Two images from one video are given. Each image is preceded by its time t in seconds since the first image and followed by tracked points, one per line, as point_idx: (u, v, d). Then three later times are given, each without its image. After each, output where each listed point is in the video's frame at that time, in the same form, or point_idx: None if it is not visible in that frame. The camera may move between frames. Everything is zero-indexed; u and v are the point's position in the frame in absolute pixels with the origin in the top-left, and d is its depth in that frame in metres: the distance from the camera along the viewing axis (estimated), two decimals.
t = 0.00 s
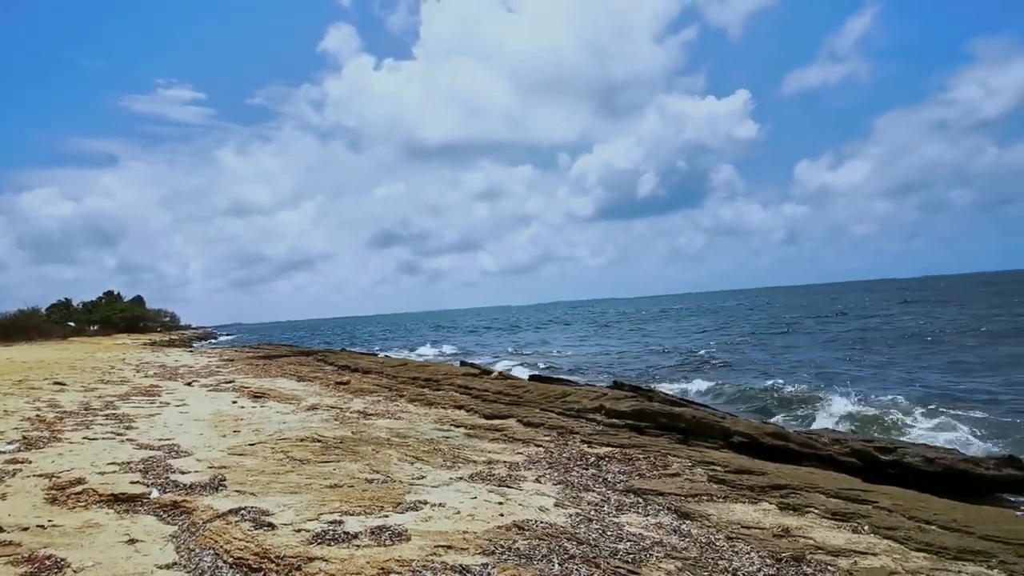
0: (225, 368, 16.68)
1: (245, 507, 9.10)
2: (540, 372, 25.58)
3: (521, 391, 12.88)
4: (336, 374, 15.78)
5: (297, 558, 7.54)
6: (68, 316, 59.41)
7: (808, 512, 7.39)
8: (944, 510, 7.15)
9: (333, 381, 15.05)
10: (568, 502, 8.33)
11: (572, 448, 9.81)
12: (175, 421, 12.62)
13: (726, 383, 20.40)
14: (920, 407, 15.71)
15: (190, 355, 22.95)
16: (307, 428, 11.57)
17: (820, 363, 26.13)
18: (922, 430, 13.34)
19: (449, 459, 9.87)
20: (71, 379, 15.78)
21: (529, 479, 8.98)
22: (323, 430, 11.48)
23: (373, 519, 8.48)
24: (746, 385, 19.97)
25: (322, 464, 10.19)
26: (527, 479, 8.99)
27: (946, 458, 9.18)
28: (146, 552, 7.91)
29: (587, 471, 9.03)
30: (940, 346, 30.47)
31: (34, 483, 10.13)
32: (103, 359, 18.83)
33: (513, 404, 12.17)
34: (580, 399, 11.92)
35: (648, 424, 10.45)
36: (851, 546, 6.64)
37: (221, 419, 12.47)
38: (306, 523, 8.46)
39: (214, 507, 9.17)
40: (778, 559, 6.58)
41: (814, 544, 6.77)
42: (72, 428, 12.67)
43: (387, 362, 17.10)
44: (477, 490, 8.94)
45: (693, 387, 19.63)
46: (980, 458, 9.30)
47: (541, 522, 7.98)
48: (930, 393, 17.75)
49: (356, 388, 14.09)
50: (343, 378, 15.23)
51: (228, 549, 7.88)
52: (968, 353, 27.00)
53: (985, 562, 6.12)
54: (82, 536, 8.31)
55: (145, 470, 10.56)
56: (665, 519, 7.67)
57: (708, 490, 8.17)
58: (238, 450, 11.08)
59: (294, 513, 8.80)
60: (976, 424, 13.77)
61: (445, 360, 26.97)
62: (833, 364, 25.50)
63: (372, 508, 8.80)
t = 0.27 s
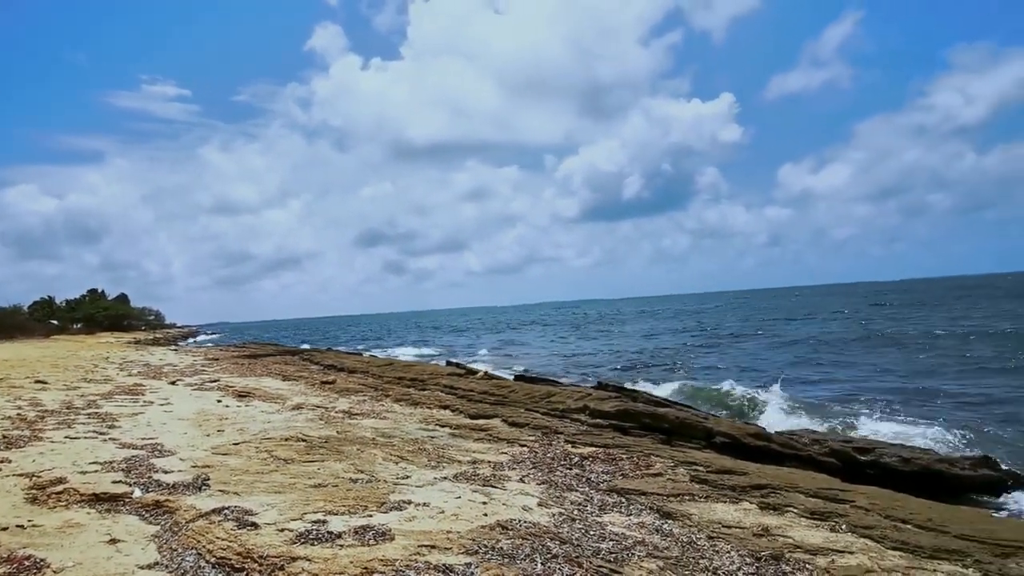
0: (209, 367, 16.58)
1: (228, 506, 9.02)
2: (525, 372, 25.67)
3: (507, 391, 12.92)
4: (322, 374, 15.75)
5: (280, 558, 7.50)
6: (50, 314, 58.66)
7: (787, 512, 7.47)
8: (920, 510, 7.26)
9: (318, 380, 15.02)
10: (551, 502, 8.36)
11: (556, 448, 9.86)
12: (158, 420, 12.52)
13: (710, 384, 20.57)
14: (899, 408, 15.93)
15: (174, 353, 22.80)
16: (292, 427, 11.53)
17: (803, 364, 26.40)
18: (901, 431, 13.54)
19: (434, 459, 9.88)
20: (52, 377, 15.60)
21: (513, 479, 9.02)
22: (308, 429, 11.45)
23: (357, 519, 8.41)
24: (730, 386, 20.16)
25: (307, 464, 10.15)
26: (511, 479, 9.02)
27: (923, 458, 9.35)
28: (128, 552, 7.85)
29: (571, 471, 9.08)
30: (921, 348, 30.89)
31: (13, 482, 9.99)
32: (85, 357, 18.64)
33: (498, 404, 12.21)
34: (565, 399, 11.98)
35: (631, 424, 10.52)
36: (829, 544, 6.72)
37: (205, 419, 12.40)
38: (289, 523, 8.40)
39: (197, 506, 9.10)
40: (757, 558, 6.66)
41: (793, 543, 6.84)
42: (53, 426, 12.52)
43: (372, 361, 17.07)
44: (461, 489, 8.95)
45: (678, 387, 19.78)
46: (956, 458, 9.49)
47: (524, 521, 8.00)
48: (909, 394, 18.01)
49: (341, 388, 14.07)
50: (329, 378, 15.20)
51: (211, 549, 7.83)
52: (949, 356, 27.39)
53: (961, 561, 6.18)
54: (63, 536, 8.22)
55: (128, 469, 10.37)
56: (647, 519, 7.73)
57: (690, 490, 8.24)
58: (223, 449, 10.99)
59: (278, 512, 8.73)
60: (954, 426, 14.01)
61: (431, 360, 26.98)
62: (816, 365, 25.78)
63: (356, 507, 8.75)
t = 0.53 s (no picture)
0: (193, 366, 16.49)
1: (212, 506, 8.96)
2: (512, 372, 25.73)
3: (491, 391, 12.95)
4: (307, 373, 15.72)
5: (264, 558, 7.46)
6: (32, 313, 57.88)
7: (767, 511, 7.56)
8: (896, 509, 7.36)
9: (303, 380, 14.98)
10: (535, 501, 8.39)
11: (540, 448, 9.91)
12: (142, 420, 12.43)
13: (694, 385, 20.74)
14: (881, 410, 16.13)
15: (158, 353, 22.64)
16: (277, 427, 11.50)
17: (787, 365, 26.66)
18: (881, 431, 13.72)
19: (418, 459, 9.88)
20: (34, 377, 15.44)
21: (497, 478, 9.06)
22: (293, 429, 11.43)
23: (341, 518, 8.40)
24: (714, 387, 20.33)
25: (291, 464, 10.11)
26: (495, 479, 9.06)
27: (899, 458, 9.51)
28: (109, 553, 7.78)
29: (554, 471, 9.13)
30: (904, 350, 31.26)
31: None
32: (67, 356, 18.45)
33: (483, 404, 12.24)
34: (549, 399, 12.03)
35: (615, 424, 10.59)
36: (807, 543, 6.81)
37: (190, 418, 12.33)
38: (273, 523, 8.36)
39: (181, 506, 9.03)
40: (737, 557, 6.73)
41: (772, 542, 6.92)
42: (35, 426, 12.38)
43: (358, 361, 17.03)
44: (446, 489, 8.96)
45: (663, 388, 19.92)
46: (931, 458, 9.66)
47: (508, 521, 8.02)
48: (891, 395, 18.24)
49: (326, 387, 14.05)
50: (314, 377, 15.18)
51: (194, 549, 7.79)
52: (931, 358, 27.74)
53: (935, 559, 6.26)
54: (43, 538, 8.14)
55: (111, 469, 10.27)
56: (630, 518, 7.79)
57: (672, 489, 8.31)
58: (206, 449, 10.92)
59: (262, 512, 8.68)
60: (933, 427, 14.22)
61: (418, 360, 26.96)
62: (799, 366, 26.04)
63: (340, 507, 8.73)
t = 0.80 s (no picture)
0: (175, 366, 16.36)
1: (193, 507, 8.89)
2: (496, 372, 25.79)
3: (474, 391, 12.98)
4: (290, 373, 15.67)
5: (245, 559, 7.42)
6: (10, 313, 56.95)
7: (745, 509, 7.65)
8: (871, 506, 7.48)
9: (286, 380, 14.94)
10: (517, 501, 8.44)
11: (522, 447, 9.95)
12: (123, 420, 12.32)
13: (677, 384, 20.92)
14: (860, 410, 16.36)
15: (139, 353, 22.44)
16: (260, 427, 11.45)
17: (769, 365, 26.97)
18: (859, 431, 13.92)
19: (401, 459, 9.89)
20: (12, 377, 15.22)
21: (479, 478, 9.09)
22: (276, 429, 11.39)
23: (323, 519, 8.39)
24: (696, 387, 20.52)
25: (273, 464, 10.07)
26: (478, 479, 9.09)
27: (874, 456, 9.67)
28: (88, 555, 7.70)
29: (536, 470, 9.18)
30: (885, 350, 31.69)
31: None
32: (45, 356, 18.22)
33: (466, 404, 12.27)
34: (531, 398, 12.08)
35: (596, 424, 10.66)
36: (783, 540, 6.90)
37: (171, 419, 12.23)
38: (255, 523, 8.32)
39: (161, 507, 8.95)
40: (715, 554, 6.81)
41: (749, 539, 7.01)
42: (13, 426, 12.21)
43: (341, 361, 16.97)
44: (428, 489, 8.97)
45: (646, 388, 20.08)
46: (905, 456, 9.85)
47: (490, 520, 8.06)
48: (870, 395, 18.49)
49: (309, 387, 14.01)
50: (297, 377, 15.13)
51: (174, 551, 7.73)
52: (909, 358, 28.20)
53: (907, 555, 6.38)
54: (21, 540, 8.02)
55: (90, 470, 10.14)
56: (611, 517, 7.85)
57: (652, 488, 8.38)
58: (188, 449, 10.84)
59: (243, 513, 8.63)
60: (910, 426, 14.46)
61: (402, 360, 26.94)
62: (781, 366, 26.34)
63: (322, 507, 8.71)
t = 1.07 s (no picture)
0: (157, 366, 16.23)
1: (175, 508, 8.81)
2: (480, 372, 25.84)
3: (458, 390, 13.01)
4: (274, 373, 15.60)
5: (227, 560, 7.37)
6: None
7: (724, 506, 7.74)
8: (847, 503, 7.59)
9: (269, 380, 14.88)
10: (500, 500, 8.48)
11: (505, 446, 10.00)
12: (104, 421, 12.20)
13: (660, 384, 21.08)
14: (840, 408, 16.58)
15: (120, 353, 22.23)
16: (242, 428, 11.40)
17: (751, 364, 27.25)
18: (838, 429, 14.12)
19: (385, 458, 9.90)
20: None
21: (463, 477, 9.12)
22: (259, 429, 11.35)
23: (306, 519, 8.37)
24: (679, 386, 20.70)
25: (256, 464, 10.02)
26: (461, 478, 9.12)
27: (849, 453, 9.83)
28: (68, 558, 7.62)
29: (519, 469, 9.23)
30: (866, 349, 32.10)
31: None
32: (24, 357, 18.00)
33: (449, 404, 12.30)
34: (514, 398, 12.13)
35: (579, 423, 10.73)
36: (762, 537, 7.00)
37: (153, 420, 12.14)
38: (237, 524, 8.28)
39: (143, 509, 8.86)
40: (695, 551, 6.89)
41: (729, 536, 7.10)
42: None
43: (325, 361, 16.90)
44: (411, 489, 8.98)
45: (629, 387, 20.23)
46: (879, 453, 10.03)
47: (473, 519, 8.09)
48: (850, 393, 18.75)
49: (292, 387, 13.97)
50: (280, 377, 15.07)
51: (155, 552, 7.68)
52: (888, 356, 28.62)
53: (882, 550, 6.48)
54: None
55: (70, 472, 10.01)
56: (592, 515, 7.92)
57: (634, 486, 8.45)
58: (170, 450, 10.76)
59: (226, 513, 8.58)
60: (888, 425, 14.68)
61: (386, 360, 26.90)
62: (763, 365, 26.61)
63: (305, 508, 8.69)
